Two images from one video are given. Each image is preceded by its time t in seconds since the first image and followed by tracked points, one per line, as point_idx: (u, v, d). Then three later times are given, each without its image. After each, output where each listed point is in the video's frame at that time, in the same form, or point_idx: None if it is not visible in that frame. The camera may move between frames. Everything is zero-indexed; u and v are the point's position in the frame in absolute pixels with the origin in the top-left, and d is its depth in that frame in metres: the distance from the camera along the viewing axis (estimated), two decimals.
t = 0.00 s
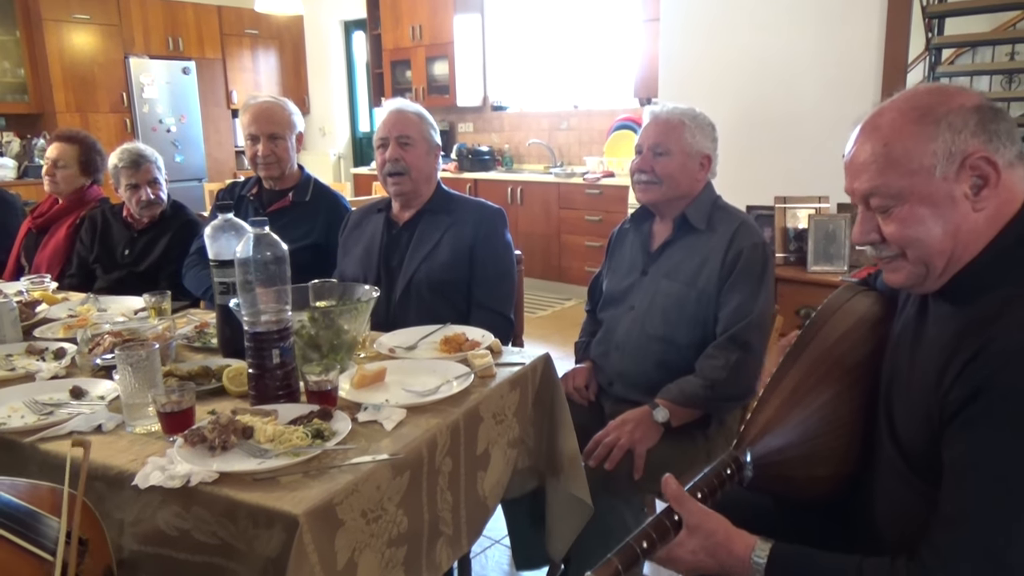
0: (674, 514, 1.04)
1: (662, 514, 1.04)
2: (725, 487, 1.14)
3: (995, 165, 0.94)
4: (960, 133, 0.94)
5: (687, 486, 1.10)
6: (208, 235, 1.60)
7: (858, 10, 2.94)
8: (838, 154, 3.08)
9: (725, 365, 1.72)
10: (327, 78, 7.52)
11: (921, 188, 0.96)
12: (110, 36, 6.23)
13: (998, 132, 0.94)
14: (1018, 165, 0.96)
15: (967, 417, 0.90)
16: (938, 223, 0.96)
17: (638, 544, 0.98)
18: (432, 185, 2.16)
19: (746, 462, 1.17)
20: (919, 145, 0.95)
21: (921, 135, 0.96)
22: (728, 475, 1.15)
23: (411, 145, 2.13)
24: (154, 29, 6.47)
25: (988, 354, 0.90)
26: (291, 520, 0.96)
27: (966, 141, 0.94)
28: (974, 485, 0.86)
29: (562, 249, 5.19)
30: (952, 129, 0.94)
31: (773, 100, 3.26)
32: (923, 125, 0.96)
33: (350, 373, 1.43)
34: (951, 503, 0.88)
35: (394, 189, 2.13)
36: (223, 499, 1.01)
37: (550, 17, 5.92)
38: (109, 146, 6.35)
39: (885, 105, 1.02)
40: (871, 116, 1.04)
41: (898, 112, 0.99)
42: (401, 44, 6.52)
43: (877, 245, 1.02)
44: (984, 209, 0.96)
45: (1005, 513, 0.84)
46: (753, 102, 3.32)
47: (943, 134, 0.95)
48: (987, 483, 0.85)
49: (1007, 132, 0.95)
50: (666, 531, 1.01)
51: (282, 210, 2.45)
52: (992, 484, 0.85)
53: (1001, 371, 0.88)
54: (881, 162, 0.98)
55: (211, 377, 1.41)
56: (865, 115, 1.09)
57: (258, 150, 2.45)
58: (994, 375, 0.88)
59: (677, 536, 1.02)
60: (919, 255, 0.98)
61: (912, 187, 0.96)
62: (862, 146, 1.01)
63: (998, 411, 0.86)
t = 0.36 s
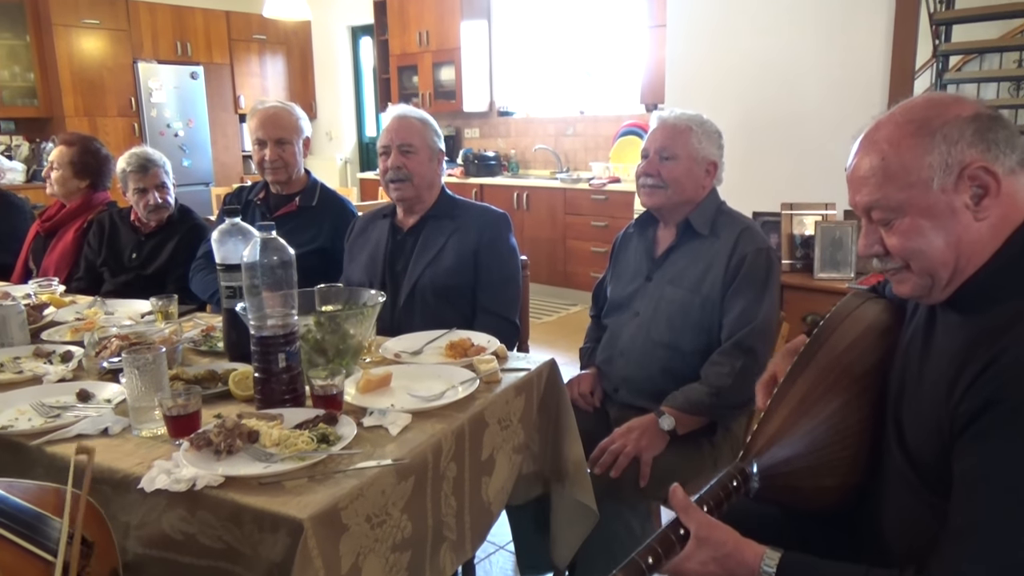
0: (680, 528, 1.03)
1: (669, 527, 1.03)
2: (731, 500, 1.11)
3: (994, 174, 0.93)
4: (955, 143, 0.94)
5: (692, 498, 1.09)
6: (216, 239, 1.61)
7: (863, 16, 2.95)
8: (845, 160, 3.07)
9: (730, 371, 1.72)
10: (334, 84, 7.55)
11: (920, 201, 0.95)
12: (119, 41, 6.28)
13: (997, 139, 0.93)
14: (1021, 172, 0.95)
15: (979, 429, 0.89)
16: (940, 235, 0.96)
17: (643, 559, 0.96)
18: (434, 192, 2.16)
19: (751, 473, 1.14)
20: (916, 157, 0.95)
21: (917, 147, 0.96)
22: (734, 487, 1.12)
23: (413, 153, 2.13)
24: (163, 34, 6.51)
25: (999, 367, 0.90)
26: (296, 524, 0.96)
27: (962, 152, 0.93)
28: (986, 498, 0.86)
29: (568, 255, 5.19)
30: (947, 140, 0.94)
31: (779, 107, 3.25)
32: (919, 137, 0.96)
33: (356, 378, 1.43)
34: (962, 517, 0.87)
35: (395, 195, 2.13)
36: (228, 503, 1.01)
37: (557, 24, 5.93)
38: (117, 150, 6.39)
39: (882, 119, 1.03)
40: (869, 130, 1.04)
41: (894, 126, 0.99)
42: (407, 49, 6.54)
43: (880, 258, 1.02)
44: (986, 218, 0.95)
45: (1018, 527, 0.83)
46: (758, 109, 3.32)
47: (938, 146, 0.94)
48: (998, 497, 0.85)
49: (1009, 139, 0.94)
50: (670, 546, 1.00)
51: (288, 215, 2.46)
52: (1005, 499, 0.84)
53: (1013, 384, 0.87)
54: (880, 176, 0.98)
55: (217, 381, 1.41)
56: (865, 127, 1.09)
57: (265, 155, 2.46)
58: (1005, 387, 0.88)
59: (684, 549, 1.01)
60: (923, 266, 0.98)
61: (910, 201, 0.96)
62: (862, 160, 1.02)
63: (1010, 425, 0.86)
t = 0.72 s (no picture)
0: (687, 532, 1.00)
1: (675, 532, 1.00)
2: (738, 504, 1.11)
3: (1005, 176, 0.92)
4: (966, 145, 0.93)
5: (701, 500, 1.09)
6: (222, 241, 1.62)
7: (870, 18, 2.95)
8: (851, 164, 3.07)
9: (734, 373, 1.71)
10: (340, 87, 7.57)
11: (929, 203, 0.95)
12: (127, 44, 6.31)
13: (1007, 141, 0.93)
14: None
15: (990, 433, 0.89)
16: (951, 237, 0.95)
17: (651, 564, 0.94)
18: (439, 192, 2.16)
19: (758, 478, 1.15)
20: (926, 160, 0.95)
21: (926, 150, 0.95)
22: (741, 491, 1.12)
23: (420, 143, 2.15)
24: (170, 37, 6.54)
25: (1011, 371, 0.90)
26: (301, 526, 0.96)
27: (973, 153, 0.93)
28: (996, 502, 0.85)
29: (573, 258, 5.19)
30: (958, 142, 0.94)
31: (785, 110, 3.25)
32: (928, 140, 0.96)
33: (361, 380, 1.43)
34: (972, 521, 0.87)
35: (399, 183, 2.13)
36: (234, 505, 1.01)
37: (562, 27, 5.94)
38: (124, 153, 6.42)
39: (889, 122, 1.02)
40: (877, 132, 1.03)
41: (903, 128, 0.99)
42: (413, 52, 6.56)
43: (891, 260, 1.01)
44: (997, 220, 0.95)
45: None
46: (764, 112, 3.32)
47: (949, 148, 0.94)
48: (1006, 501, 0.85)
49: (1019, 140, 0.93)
50: (678, 550, 0.98)
51: (293, 217, 2.47)
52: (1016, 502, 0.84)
53: None
54: (890, 180, 0.98)
55: (222, 384, 1.42)
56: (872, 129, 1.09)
57: (270, 158, 2.47)
58: (1017, 392, 0.88)
59: (702, 542, 1.01)
60: (933, 269, 0.97)
61: (922, 203, 0.96)
62: (871, 162, 1.01)
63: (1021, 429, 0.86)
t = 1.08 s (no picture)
0: (694, 537, 1.02)
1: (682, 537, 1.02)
2: (747, 508, 1.14)
3: None
4: (992, 142, 0.93)
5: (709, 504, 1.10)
6: (229, 243, 1.62)
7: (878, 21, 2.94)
8: (858, 167, 3.06)
9: (739, 378, 1.70)
10: (346, 91, 7.60)
11: (950, 199, 0.95)
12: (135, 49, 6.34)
13: None
14: None
15: (1000, 438, 0.89)
16: (969, 236, 0.95)
17: (658, 568, 0.95)
18: (440, 195, 2.16)
19: (766, 482, 1.17)
20: (949, 154, 0.95)
21: (951, 145, 0.95)
22: (748, 495, 1.15)
23: (422, 144, 2.16)
24: (178, 41, 6.58)
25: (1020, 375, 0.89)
26: (307, 528, 0.96)
27: (998, 151, 0.93)
28: (1007, 506, 0.85)
29: (579, 262, 5.19)
30: (984, 138, 0.94)
31: (791, 114, 3.24)
32: (955, 135, 0.95)
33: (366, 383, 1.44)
34: (982, 525, 0.86)
35: (399, 182, 2.16)
36: (240, 507, 1.01)
37: (569, 31, 5.95)
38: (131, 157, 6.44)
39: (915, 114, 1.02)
40: (900, 126, 1.03)
41: (929, 121, 0.99)
42: (419, 56, 6.57)
43: (904, 256, 1.01)
44: (1015, 222, 0.95)
45: None
46: (769, 116, 3.32)
47: (974, 144, 0.94)
48: (1019, 507, 0.84)
49: None
50: (685, 554, 0.99)
51: (299, 220, 2.47)
52: None
53: None
54: (911, 173, 0.98)
55: (229, 387, 1.42)
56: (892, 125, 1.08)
57: (277, 161, 2.48)
58: None
59: (710, 547, 1.01)
60: (947, 267, 0.98)
61: (943, 198, 0.95)
62: (893, 155, 1.01)
63: None
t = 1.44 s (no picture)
0: (695, 534, 1.02)
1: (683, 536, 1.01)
2: (748, 507, 1.11)
3: None
4: (996, 145, 0.93)
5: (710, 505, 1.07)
6: (236, 245, 1.63)
7: (887, 23, 2.93)
8: (866, 169, 3.05)
9: (751, 380, 1.69)
10: (353, 93, 7.61)
11: (955, 202, 0.95)
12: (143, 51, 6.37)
13: None
14: None
15: (1008, 439, 0.88)
16: (975, 240, 0.95)
17: (657, 564, 0.95)
18: (456, 201, 2.17)
19: (768, 481, 1.14)
20: (953, 157, 0.95)
21: (955, 147, 0.95)
22: (751, 494, 1.11)
23: (430, 159, 2.13)
24: (186, 44, 6.61)
25: None
26: (314, 530, 0.96)
27: (1002, 154, 0.92)
28: (1014, 506, 0.84)
29: (585, 264, 5.18)
30: (988, 141, 0.93)
31: (800, 116, 3.23)
32: (959, 138, 0.95)
33: (374, 385, 1.44)
34: (990, 527, 0.86)
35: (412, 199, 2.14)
36: (248, 508, 1.01)
37: (575, 33, 5.95)
38: (139, 159, 6.47)
39: (918, 118, 1.01)
40: (903, 130, 1.02)
41: (932, 124, 0.98)
42: (426, 59, 6.58)
43: (910, 259, 1.01)
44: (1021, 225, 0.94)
45: None
46: (779, 117, 3.30)
47: (978, 146, 0.93)
48: None
49: None
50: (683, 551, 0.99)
51: (307, 222, 2.48)
52: None
53: None
54: (916, 178, 0.97)
55: (236, 388, 1.42)
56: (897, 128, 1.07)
57: (285, 163, 2.48)
58: None
59: (698, 554, 1.00)
60: (954, 271, 0.97)
61: (948, 202, 0.95)
62: (898, 160, 1.00)
63: None
